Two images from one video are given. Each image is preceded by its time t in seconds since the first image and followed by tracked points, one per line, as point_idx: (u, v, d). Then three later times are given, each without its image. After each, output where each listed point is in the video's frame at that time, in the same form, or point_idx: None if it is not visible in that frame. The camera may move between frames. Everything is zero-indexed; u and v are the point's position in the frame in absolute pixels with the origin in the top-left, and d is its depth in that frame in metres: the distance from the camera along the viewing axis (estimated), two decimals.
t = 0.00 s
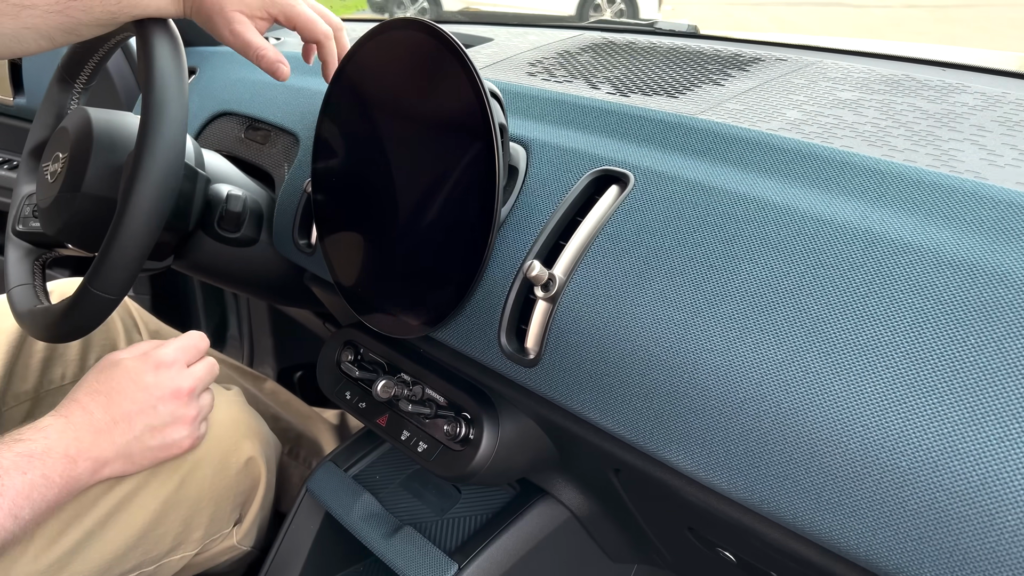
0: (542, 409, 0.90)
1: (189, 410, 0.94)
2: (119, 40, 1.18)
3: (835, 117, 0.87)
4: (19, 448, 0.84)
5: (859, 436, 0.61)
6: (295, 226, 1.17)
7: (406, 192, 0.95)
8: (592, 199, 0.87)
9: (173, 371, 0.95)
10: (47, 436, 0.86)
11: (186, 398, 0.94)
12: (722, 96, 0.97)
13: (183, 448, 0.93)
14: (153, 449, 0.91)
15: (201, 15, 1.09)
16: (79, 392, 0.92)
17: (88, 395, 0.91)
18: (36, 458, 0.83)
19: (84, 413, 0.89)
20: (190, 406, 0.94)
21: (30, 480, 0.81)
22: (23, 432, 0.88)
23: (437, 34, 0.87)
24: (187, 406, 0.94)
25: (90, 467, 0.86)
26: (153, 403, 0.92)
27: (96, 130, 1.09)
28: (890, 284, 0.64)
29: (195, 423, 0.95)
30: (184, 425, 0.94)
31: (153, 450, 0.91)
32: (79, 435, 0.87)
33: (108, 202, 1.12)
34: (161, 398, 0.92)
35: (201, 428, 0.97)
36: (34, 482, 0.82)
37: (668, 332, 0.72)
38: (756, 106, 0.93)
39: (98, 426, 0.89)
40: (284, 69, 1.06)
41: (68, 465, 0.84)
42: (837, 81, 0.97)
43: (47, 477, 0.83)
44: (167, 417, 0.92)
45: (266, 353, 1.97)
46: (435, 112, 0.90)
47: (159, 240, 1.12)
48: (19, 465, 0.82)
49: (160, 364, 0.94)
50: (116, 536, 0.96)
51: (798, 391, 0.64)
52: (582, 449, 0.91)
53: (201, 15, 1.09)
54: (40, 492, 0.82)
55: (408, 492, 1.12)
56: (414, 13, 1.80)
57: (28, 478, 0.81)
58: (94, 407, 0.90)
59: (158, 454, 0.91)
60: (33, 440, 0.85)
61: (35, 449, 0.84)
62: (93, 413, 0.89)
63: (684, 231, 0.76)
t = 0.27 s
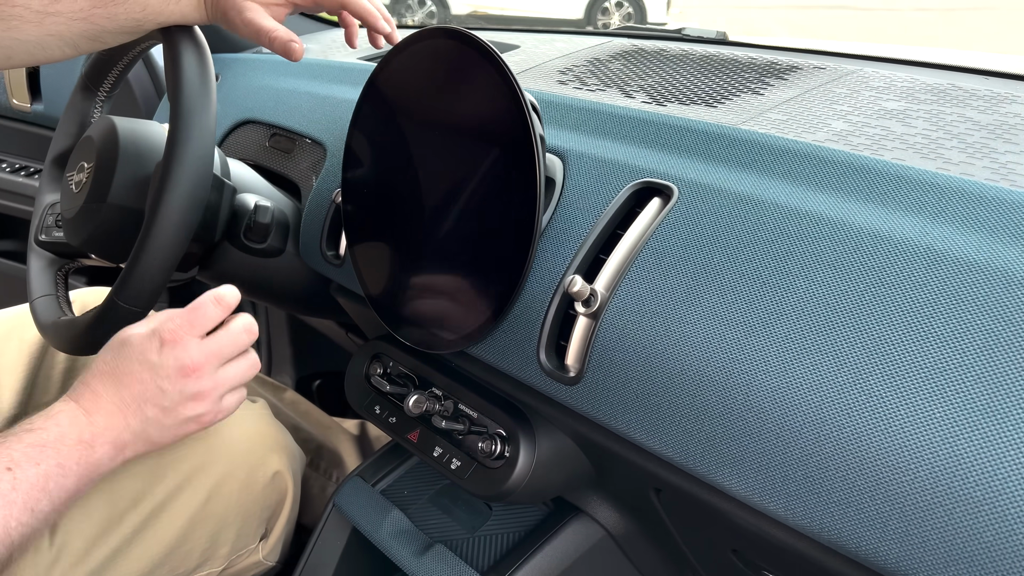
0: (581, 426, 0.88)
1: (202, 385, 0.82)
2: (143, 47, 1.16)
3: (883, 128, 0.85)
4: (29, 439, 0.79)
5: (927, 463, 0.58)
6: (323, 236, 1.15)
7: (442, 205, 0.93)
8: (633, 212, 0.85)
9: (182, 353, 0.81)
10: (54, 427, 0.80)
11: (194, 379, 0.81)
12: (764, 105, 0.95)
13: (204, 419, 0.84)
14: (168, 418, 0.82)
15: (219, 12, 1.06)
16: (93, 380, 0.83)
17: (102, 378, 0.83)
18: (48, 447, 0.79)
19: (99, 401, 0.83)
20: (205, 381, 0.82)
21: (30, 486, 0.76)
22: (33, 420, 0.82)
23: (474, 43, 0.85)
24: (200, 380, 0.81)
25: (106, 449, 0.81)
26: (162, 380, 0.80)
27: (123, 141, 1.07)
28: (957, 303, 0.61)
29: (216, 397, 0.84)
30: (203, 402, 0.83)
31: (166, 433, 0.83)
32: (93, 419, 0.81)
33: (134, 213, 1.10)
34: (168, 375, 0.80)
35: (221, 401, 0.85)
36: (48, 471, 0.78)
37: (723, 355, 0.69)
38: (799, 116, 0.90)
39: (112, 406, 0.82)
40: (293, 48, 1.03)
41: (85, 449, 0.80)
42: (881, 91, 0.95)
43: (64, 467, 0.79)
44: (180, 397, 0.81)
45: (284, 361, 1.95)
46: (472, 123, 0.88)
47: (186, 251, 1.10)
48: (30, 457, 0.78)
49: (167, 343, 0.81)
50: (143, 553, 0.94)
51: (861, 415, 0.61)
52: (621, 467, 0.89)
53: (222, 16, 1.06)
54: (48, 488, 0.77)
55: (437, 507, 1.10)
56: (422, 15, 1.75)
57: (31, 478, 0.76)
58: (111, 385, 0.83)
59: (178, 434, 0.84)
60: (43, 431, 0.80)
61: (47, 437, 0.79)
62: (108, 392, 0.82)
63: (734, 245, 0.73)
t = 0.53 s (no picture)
0: (615, 443, 0.85)
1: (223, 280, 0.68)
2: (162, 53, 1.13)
3: (928, 136, 0.82)
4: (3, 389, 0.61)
5: (968, 476, 0.57)
6: (345, 246, 1.14)
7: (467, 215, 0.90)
8: (669, 223, 0.82)
9: (187, 228, 0.66)
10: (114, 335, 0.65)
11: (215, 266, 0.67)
12: (800, 113, 0.92)
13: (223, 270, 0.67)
14: (183, 293, 0.66)
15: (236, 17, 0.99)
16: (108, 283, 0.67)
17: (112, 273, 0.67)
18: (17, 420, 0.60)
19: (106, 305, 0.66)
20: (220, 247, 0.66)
21: (92, 375, 0.64)
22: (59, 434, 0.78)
23: (507, 51, 0.83)
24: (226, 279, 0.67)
25: (137, 342, 0.66)
26: (174, 268, 0.66)
27: (141, 148, 1.05)
28: (994, 311, 0.60)
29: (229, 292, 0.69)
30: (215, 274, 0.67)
31: (204, 297, 0.67)
32: (76, 349, 0.64)
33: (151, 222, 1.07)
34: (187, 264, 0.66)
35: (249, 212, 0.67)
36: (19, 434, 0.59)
37: (773, 373, 0.67)
38: (839, 124, 0.88)
39: (117, 291, 0.66)
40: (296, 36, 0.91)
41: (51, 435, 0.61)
42: (921, 97, 0.92)
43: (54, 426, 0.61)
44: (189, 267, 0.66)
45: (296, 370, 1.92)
46: (502, 132, 0.86)
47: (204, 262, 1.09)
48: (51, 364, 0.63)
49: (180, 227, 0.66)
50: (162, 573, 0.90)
51: (923, 437, 0.59)
52: (657, 485, 0.86)
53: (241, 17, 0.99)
54: (119, 381, 0.66)
55: (461, 524, 1.07)
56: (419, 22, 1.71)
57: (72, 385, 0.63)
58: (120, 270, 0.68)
59: (172, 271, 0.66)
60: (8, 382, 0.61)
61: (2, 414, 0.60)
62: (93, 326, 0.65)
63: (781, 260, 0.71)
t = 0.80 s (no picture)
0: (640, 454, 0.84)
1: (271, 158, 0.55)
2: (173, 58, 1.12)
3: (959, 142, 0.81)
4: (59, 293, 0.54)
5: (1006, 477, 0.56)
6: (359, 254, 1.12)
7: (487, 223, 0.89)
8: (696, 231, 0.81)
9: (210, 119, 0.55)
10: (147, 254, 0.56)
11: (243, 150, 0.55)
12: (826, 118, 0.91)
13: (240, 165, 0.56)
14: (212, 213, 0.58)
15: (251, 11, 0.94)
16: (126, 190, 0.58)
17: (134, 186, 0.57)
18: (90, 324, 0.53)
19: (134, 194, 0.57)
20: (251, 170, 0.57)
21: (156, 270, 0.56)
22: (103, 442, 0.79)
23: (532, 56, 0.81)
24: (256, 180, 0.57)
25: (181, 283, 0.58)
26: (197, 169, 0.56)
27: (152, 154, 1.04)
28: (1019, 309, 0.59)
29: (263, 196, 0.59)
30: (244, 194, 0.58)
31: (237, 201, 0.58)
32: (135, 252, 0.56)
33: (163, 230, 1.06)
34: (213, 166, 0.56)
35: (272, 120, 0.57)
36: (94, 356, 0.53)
37: (803, 384, 0.66)
38: (866, 129, 0.86)
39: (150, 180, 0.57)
40: None
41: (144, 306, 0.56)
42: (949, 102, 0.91)
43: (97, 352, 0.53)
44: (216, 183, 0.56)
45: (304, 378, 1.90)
46: (525, 137, 0.84)
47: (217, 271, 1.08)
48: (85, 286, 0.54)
49: (197, 115, 0.55)
50: None
51: (969, 452, 0.57)
52: (683, 497, 0.84)
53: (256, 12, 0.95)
54: (151, 317, 0.57)
55: (478, 537, 1.05)
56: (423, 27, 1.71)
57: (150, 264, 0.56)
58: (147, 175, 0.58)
59: (197, 170, 0.56)
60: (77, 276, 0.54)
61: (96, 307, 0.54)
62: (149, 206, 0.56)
63: (814, 268, 0.69)
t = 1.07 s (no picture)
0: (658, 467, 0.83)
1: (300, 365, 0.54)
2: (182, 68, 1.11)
3: (977, 152, 0.80)
4: (70, 436, 0.52)
5: None
6: (369, 266, 1.13)
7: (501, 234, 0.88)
8: (713, 242, 0.80)
9: (232, 304, 0.52)
10: (158, 426, 0.53)
11: (277, 355, 0.53)
12: (841, 127, 0.91)
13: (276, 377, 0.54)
14: (245, 393, 0.54)
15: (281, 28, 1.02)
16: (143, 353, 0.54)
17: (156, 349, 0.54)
18: (107, 465, 0.52)
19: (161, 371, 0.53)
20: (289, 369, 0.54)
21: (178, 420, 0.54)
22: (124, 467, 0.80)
23: (544, 65, 0.80)
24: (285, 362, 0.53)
25: (183, 434, 0.55)
26: (223, 353, 0.52)
27: (162, 165, 1.02)
28: None
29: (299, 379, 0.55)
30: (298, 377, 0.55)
31: (253, 389, 0.54)
32: (159, 402, 0.53)
33: (173, 242, 1.04)
34: (241, 352, 0.52)
35: (312, 301, 0.53)
36: (113, 469, 0.52)
37: (824, 397, 0.65)
38: (883, 139, 0.86)
39: (180, 375, 0.54)
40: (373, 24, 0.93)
41: (160, 444, 0.54)
42: (964, 112, 0.90)
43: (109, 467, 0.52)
44: (244, 356, 0.52)
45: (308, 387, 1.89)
46: (540, 148, 0.83)
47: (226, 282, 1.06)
48: (83, 442, 0.52)
49: (239, 322, 0.52)
50: None
51: (1000, 467, 0.57)
52: (702, 510, 0.84)
53: (273, 23, 1.01)
54: (158, 463, 0.54)
55: (490, 550, 1.04)
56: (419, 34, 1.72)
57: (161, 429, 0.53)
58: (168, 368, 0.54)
59: (229, 372, 0.53)
60: (93, 412, 0.53)
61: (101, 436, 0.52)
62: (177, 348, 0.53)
63: (836, 281, 0.69)
